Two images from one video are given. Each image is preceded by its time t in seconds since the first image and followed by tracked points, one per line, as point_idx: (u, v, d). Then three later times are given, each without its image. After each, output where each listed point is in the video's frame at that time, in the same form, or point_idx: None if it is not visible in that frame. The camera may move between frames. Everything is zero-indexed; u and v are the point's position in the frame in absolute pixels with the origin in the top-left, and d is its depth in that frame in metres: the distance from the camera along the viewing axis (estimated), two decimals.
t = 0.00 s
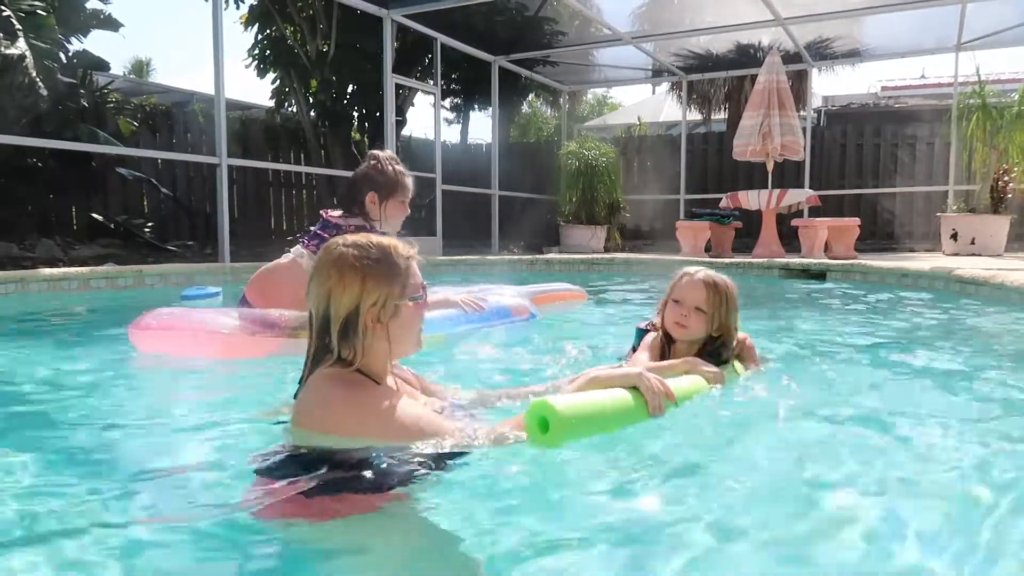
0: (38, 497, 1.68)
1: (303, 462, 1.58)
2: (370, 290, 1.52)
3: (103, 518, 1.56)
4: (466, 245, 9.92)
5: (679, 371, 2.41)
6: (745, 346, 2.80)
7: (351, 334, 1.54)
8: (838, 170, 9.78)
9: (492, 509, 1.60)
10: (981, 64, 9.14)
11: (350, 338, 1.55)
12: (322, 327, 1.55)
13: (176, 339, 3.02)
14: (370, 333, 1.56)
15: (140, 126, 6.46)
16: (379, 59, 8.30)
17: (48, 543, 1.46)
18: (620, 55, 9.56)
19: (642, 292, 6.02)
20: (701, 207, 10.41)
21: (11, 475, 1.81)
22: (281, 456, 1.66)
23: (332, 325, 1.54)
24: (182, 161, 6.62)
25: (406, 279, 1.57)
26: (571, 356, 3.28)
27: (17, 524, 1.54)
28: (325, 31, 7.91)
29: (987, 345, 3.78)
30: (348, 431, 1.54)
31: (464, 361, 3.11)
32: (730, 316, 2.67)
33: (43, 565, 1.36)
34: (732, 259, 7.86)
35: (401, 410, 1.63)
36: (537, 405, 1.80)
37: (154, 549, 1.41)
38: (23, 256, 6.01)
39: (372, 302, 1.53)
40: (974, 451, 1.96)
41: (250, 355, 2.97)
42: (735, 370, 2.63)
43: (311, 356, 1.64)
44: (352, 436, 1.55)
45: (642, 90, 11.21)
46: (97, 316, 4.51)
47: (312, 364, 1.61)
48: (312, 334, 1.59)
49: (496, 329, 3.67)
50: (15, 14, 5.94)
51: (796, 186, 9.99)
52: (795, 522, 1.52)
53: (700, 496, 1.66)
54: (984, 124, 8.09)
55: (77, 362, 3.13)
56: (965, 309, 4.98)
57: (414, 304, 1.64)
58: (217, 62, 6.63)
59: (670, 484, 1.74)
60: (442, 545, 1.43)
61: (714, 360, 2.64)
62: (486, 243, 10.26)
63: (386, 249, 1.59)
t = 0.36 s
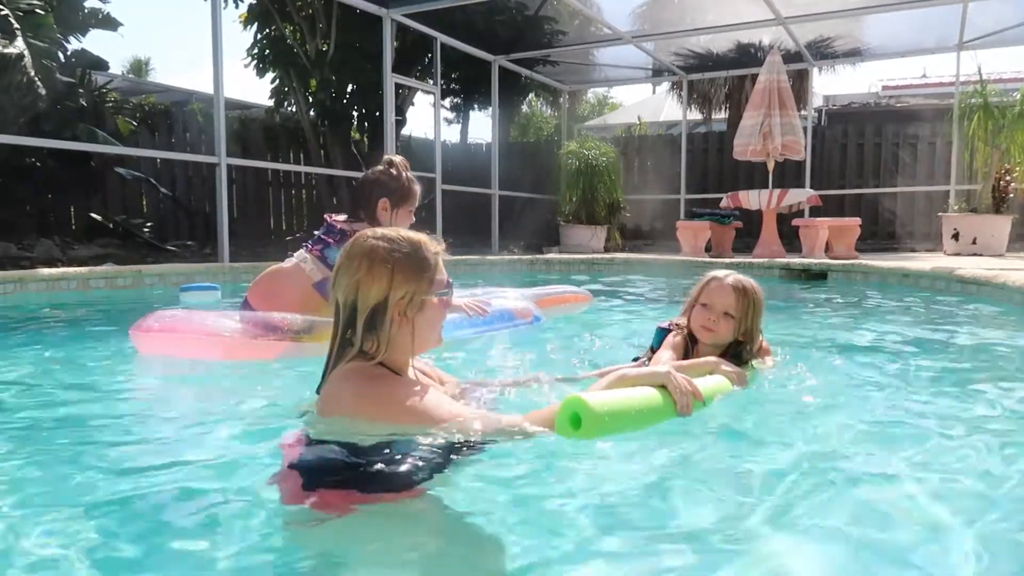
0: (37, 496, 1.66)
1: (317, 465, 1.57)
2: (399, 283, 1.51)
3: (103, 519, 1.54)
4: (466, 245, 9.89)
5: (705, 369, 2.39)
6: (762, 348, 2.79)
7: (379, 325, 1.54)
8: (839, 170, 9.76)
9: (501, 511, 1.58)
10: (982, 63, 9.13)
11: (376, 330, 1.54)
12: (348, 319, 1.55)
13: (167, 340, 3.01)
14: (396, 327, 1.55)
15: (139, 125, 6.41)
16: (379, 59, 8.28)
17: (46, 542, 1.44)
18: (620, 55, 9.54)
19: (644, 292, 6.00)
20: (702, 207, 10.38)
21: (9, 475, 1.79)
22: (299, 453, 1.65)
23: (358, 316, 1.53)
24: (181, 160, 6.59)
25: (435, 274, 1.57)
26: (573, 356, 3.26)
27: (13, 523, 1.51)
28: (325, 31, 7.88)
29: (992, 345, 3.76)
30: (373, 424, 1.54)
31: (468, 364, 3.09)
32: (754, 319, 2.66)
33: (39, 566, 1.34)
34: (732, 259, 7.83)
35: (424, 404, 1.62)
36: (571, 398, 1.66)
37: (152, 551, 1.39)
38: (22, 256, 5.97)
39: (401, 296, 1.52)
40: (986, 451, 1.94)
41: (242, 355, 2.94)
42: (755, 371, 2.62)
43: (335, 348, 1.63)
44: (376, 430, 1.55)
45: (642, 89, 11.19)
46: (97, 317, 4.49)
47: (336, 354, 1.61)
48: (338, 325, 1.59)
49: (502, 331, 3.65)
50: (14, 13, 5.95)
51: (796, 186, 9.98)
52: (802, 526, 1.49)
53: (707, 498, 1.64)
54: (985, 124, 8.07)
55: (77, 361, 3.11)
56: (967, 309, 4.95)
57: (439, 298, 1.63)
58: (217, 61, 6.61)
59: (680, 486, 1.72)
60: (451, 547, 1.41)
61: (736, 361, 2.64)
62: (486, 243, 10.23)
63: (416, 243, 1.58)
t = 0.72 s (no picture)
0: (42, 498, 1.65)
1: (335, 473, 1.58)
2: (421, 287, 1.54)
3: (108, 519, 1.53)
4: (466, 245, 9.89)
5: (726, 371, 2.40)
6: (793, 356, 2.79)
7: (401, 328, 1.57)
8: (838, 170, 9.76)
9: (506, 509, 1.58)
10: (982, 63, 9.13)
11: (397, 333, 1.57)
12: (369, 320, 1.58)
13: (174, 344, 3.00)
14: (416, 329, 1.58)
15: (139, 125, 6.41)
16: (379, 59, 8.28)
17: (51, 542, 1.43)
18: (620, 55, 9.55)
19: (644, 292, 6.00)
20: (702, 207, 10.38)
21: (14, 477, 1.78)
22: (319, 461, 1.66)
23: (381, 319, 1.56)
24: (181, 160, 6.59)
25: (456, 279, 1.60)
26: (575, 356, 3.26)
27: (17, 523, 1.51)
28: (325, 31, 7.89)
29: (993, 345, 3.76)
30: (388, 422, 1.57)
31: (472, 362, 3.08)
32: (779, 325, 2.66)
33: (45, 565, 1.33)
34: (732, 259, 7.84)
35: (442, 408, 1.65)
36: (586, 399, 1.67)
37: (159, 549, 1.39)
38: (22, 256, 5.95)
39: (421, 298, 1.55)
40: (987, 450, 1.94)
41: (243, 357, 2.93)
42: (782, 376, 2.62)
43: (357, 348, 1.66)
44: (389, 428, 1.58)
45: (641, 89, 11.20)
46: (98, 317, 4.48)
47: (358, 357, 1.64)
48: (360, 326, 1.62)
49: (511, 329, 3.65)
50: (14, 13, 5.92)
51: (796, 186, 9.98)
52: (813, 525, 1.49)
53: (713, 500, 1.63)
54: (985, 124, 8.07)
55: (79, 361, 3.11)
56: (967, 309, 4.96)
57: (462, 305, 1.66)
58: (217, 61, 6.61)
59: (684, 483, 1.72)
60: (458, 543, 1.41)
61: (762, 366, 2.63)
62: (486, 243, 10.24)
63: (437, 248, 1.61)
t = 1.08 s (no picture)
0: (40, 499, 1.65)
1: (347, 477, 1.57)
2: (432, 300, 1.54)
3: (107, 521, 1.53)
4: (466, 245, 9.89)
5: (749, 379, 2.33)
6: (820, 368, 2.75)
7: (414, 342, 1.57)
8: (838, 170, 9.76)
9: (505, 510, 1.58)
10: (982, 63, 9.13)
11: (410, 347, 1.57)
12: (384, 332, 1.59)
13: (167, 343, 3.02)
14: (430, 343, 1.57)
15: (139, 125, 6.42)
16: (379, 59, 8.28)
17: (49, 544, 1.43)
18: (620, 55, 9.55)
19: (645, 292, 6.00)
20: (702, 207, 10.39)
21: (13, 477, 1.78)
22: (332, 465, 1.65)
23: (394, 332, 1.57)
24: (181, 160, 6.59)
25: (471, 293, 1.59)
26: (575, 357, 3.26)
27: (15, 525, 1.51)
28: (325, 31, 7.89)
29: (993, 345, 3.76)
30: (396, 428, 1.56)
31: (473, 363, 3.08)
32: (804, 328, 2.62)
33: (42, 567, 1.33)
34: (732, 259, 7.84)
35: (464, 423, 1.64)
36: (597, 408, 1.62)
37: (155, 552, 1.38)
38: (22, 256, 5.95)
39: (433, 312, 1.55)
40: (987, 452, 1.94)
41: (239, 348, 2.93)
42: (804, 382, 2.57)
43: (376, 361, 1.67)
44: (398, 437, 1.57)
45: (641, 89, 11.20)
46: (98, 317, 4.49)
47: (377, 369, 1.64)
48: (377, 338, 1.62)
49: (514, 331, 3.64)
50: (14, 13, 5.95)
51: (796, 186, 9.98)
52: (813, 530, 1.48)
53: (713, 503, 1.62)
54: (985, 124, 8.07)
55: (79, 361, 3.11)
56: (968, 309, 4.96)
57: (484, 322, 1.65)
58: (217, 62, 6.61)
59: (684, 486, 1.72)
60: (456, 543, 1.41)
61: (782, 371, 2.60)
62: (486, 243, 10.24)
63: (451, 263, 1.61)
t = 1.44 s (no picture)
0: (37, 499, 1.66)
1: (354, 482, 1.59)
2: (434, 311, 1.58)
3: (104, 520, 1.53)
4: (466, 245, 9.89)
5: (757, 382, 2.28)
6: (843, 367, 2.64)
7: (420, 349, 1.61)
8: (838, 170, 9.76)
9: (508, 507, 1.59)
10: (982, 64, 9.13)
11: (418, 354, 1.62)
12: (395, 340, 1.64)
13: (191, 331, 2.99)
14: (436, 351, 1.61)
15: (139, 125, 6.43)
16: (379, 59, 8.27)
17: (55, 543, 1.43)
18: (620, 55, 9.54)
19: (646, 292, 6.01)
20: (702, 207, 10.39)
21: (13, 478, 1.79)
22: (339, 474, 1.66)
23: (401, 340, 1.63)
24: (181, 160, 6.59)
25: (479, 299, 1.61)
26: (577, 357, 3.27)
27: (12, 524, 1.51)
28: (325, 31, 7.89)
29: (992, 344, 3.77)
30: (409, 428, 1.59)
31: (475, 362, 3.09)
32: (825, 334, 2.50)
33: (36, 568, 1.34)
34: (732, 259, 7.84)
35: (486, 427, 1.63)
36: (584, 403, 1.60)
37: (155, 551, 1.39)
38: (22, 255, 5.96)
39: (436, 322, 1.58)
40: (988, 451, 1.95)
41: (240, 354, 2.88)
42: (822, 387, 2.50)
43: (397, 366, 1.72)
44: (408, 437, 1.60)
45: (641, 89, 11.20)
46: (100, 317, 4.49)
47: (397, 374, 1.69)
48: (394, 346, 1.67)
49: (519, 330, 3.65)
50: (14, 14, 5.88)
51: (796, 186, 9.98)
52: (809, 530, 1.48)
53: (708, 504, 1.62)
54: (985, 124, 8.08)
55: (81, 361, 3.11)
56: (968, 309, 4.97)
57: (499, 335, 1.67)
58: (217, 61, 6.61)
59: (687, 483, 1.73)
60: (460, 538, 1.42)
61: (804, 377, 2.50)
62: (486, 243, 10.24)
63: (461, 272, 1.64)
